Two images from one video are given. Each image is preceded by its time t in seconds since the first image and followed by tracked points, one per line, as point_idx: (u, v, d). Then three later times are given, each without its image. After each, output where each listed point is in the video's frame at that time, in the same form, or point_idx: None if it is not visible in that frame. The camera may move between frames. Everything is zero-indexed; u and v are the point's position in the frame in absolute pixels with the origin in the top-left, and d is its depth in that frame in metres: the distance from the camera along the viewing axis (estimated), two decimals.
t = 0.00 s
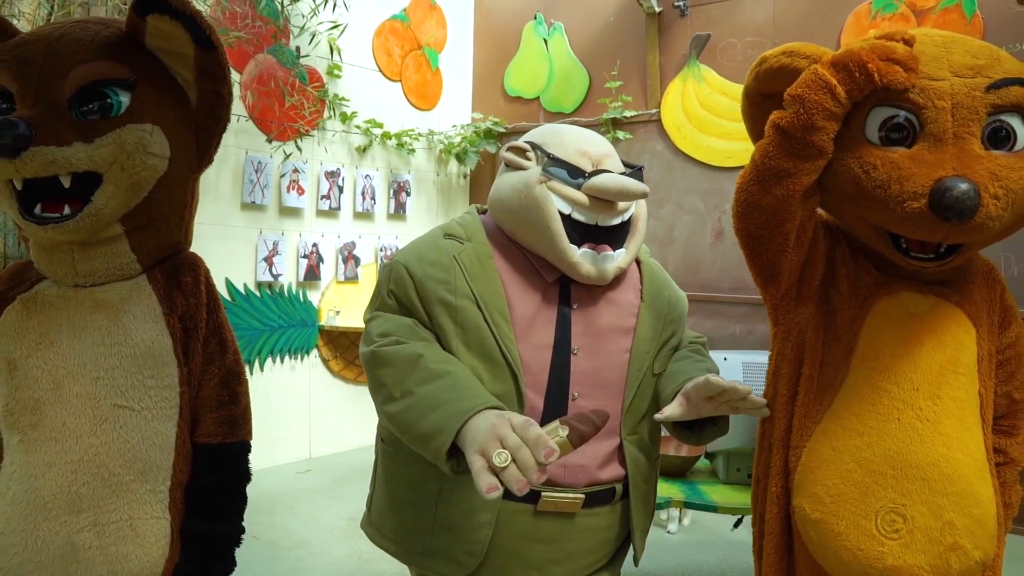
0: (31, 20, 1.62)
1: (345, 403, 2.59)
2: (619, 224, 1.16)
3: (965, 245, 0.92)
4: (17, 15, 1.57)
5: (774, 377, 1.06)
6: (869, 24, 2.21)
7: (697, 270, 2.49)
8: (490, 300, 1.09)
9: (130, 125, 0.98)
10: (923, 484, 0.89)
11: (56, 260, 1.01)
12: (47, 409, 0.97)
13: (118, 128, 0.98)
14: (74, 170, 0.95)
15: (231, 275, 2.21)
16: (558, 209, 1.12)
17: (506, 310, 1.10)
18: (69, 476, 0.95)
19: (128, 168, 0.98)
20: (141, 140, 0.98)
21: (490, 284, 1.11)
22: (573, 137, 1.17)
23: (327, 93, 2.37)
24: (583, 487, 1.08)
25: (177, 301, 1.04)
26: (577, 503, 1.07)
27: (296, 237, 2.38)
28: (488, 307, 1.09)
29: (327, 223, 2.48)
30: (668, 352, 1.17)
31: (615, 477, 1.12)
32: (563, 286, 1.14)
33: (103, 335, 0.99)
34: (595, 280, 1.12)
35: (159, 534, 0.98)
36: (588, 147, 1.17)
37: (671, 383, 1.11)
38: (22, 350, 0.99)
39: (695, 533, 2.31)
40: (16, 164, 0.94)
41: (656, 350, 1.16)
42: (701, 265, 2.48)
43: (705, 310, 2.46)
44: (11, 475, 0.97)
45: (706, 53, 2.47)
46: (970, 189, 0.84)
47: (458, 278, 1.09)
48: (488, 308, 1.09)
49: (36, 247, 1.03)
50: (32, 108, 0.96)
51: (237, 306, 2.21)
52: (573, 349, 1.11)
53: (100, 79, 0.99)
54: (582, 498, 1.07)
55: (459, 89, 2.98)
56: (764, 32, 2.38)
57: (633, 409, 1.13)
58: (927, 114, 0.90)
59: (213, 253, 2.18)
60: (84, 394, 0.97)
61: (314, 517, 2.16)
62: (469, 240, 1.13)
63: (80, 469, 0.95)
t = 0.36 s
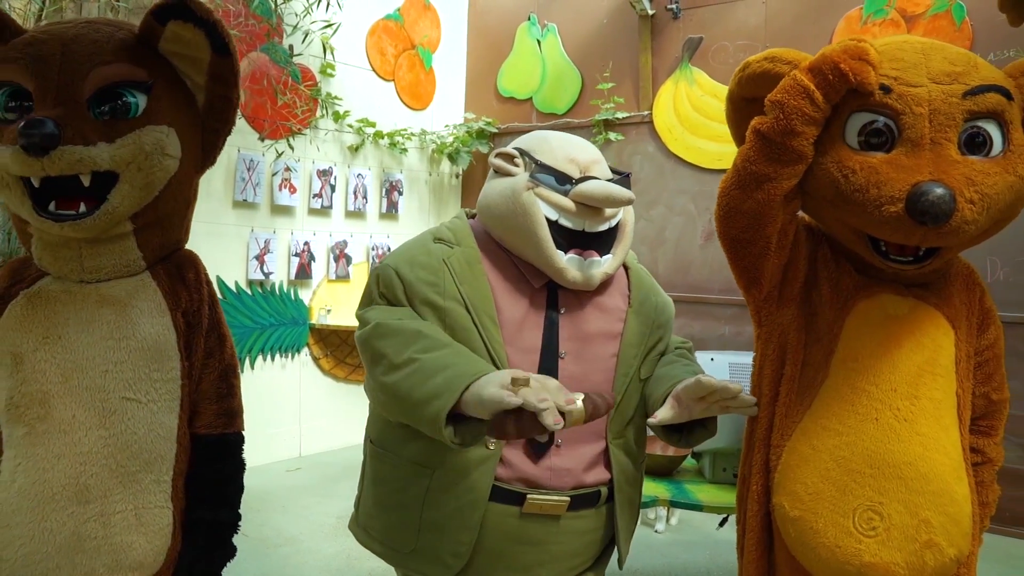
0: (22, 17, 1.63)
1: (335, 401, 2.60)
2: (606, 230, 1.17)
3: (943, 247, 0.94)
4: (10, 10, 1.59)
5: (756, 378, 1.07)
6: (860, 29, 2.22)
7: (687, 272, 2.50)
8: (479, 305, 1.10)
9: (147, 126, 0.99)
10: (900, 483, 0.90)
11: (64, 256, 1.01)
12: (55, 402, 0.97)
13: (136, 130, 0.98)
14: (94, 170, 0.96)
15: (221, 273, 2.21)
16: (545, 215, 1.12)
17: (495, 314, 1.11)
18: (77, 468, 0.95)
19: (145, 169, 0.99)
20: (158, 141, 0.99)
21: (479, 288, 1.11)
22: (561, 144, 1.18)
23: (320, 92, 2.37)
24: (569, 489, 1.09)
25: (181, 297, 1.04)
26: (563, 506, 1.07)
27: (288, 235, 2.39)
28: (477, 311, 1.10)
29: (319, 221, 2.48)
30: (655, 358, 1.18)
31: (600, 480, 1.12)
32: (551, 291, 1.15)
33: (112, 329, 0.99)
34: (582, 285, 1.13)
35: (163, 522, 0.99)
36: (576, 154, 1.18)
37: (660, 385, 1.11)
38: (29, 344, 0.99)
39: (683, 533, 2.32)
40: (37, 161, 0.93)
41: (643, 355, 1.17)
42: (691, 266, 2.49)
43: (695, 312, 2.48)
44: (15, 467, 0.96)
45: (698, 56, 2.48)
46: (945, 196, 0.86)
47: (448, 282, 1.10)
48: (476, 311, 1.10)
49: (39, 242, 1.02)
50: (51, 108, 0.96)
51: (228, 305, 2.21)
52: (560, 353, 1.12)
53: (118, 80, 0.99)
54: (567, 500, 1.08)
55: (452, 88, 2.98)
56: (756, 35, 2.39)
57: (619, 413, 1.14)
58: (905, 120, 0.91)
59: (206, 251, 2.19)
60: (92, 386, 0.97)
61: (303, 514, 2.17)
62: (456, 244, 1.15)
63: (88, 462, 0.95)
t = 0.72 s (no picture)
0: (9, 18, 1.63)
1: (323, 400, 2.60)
2: (524, 210, 1.22)
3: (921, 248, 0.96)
4: None
5: (738, 384, 1.08)
6: (846, 33, 2.24)
7: (674, 273, 2.51)
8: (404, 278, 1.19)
9: (160, 132, 1.01)
10: (879, 485, 0.92)
11: (68, 255, 1.02)
12: (60, 398, 0.97)
13: (150, 134, 1.00)
14: (110, 173, 0.97)
15: (210, 273, 2.21)
16: (452, 198, 1.21)
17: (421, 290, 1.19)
18: (83, 462, 0.96)
19: (156, 173, 1.00)
20: (170, 146, 1.01)
21: (411, 268, 1.21)
22: (482, 136, 1.26)
23: (309, 92, 2.36)
24: (482, 465, 1.12)
25: (182, 296, 1.07)
26: (473, 479, 1.10)
27: (276, 235, 2.39)
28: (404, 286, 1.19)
29: (307, 221, 2.48)
30: (596, 345, 1.19)
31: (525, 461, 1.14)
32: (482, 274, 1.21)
33: (116, 327, 1.00)
34: (496, 263, 1.18)
35: (160, 516, 1.00)
36: (495, 143, 1.25)
37: (635, 387, 1.12)
38: (34, 341, 0.99)
39: (668, 532, 2.34)
40: (58, 165, 0.94)
41: (579, 340, 1.18)
42: (678, 268, 2.51)
43: (680, 313, 2.50)
44: (17, 462, 0.96)
45: (686, 59, 2.50)
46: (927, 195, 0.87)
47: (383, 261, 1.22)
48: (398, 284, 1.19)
49: (42, 240, 1.04)
50: (69, 113, 0.96)
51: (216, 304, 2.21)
52: (483, 331, 1.17)
53: (133, 85, 1.00)
54: (477, 474, 1.11)
55: (441, 89, 2.99)
56: (744, 38, 2.41)
57: (547, 394, 1.15)
58: (886, 120, 0.92)
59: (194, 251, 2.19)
60: (97, 382, 0.98)
61: (290, 513, 2.18)
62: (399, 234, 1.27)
63: (92, 456, 0.96)
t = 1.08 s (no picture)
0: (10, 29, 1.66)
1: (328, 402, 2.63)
2: (497, 202, 1.30)
3: (917, 240, 0.97)
4: None
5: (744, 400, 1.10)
6: (843, 32, 2.25)
7: (674, 276, 2.52)
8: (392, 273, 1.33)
9: (187, 141, 1.08)
10: (882, 490, 0.94)
11: (95, 259, 1.07)
12: (90, 395, 1.03)
13: (179, 144, 1.07)
14: (144, 181, 1.04)
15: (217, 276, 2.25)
16: (431, 192, 1.32)
17: (405, 282, 1.32)
18: (113, 456, 1.02)
19: (184, 180, 1.08)
20: (198, 155, 1.08)
21: (399, 262, 1.35)
22: (464, 134, 1.36)
23: (309, 96, 2.38)
24: (447, 449, 1.20)
25: (202, 297, 1.14)
26: (438, 463, 1.20)
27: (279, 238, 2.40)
28: (389, 279, 1.32)
29: (309, 224, 2.50)
30: (565, 337, 1.23)
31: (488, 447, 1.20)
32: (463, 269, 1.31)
33: (143, 329, 1.06)
34: (467, 254, 1.26)
35: (181, 510, 1.07)
36: (474, 139, 1.34)
37: (636, 381, 1.13)
38: (65, 339, 1.04)
39: (670, 531, 2.35)
40: (97, 171, 1.00)
41: (546, 332, 1.23)
42: (677, 270, 2.51)
43: (680, 313, 2.51)
44: (50, 454, 1.02)
45: (683, 60, 2.51)
46: (916, 180, 0.89)
47: (378, 258, 1.37)
48: (387, 278, 1.33)
49: (71, 244, 1.08)
50: (105, 124, 1.03)
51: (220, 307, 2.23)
52: (456, 320, 1.26)
53: (163, 96, 1.07)
54: (442, 458, 1.20)
55: (440, 92, 3.02)
56: (741, 39, 2.42)
57: (511, 383, 1.21)
58: (879, 113, 0.94)
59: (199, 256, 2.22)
60: (126, 381, 1.04)
61: (297, 513, 2.21)
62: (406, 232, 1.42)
63: (121, 450, 1.03)
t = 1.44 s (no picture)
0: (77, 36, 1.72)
1: (374, 401, 2.66)
2: (542, 206, 1.27)
3: (965, 242, 0.96)
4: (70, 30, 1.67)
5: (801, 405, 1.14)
6: (893, 30, 2.23)
7: (721, 275, 2.52)
8: (447, 274, 1.34)
9: (259, 146, 1.08)
10: (932, 498, 0.96)
11: (167, 258, 1.07)
12: (162, 389, 1.03)
13: (253, 148, 1.08)
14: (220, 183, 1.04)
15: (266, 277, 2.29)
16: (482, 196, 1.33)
17: (458, 282, 1.34)
18: (185, 448, 1.03)
19: (255, 184, 1.08)
20: (269, 160, 1.09)
21: (456, 261, 1.36)
22: (516, 136, 1.34)
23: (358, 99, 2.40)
24: (492, 445, 1.21)
25: (267, 297, 1.14)
26: (483, 458, 1.21)
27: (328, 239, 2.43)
28: (444, 278, 1.34)
29: (357, 225, 2.52)
30: (606, 338, 1.20)
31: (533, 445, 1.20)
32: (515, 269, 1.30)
33: (212, 324, 1.06)
34: (512, 257, 1.26)
35: (247, 503, 1.07)
36: (523, 142, 1.32)
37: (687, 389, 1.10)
38: (137, 333, 1.04)
39: (717, 532, 2.35)
40: (177, 170, 1.00)
41: (587, 334, 1.21)
42: (725, 269, 2.51)
43: (726, 313, 2.51)
44: (121, 446, 1.01)
45: (729, 60, 2.50)
46: (956, 181, 0.89)
47: (438, 258, 1.39)
48: (443, 278, 1.34)
49: (144, 243, 1.07)
50: (185, 126, 1.03)
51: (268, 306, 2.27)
52: (504, 320, 1.26)
53: (239, 103, 1.07)
54: (486, 453, 1.21)
55: (486, 93, 3.03)
56: (788, 38, 2.40)
57: (552, 382, 1.20)
58: (918, 115, 0.94)
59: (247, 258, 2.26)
60: (195, 375, 1.04)
61: (347, 510, 2.24)
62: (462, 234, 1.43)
63: (192, 443, 1.03)
